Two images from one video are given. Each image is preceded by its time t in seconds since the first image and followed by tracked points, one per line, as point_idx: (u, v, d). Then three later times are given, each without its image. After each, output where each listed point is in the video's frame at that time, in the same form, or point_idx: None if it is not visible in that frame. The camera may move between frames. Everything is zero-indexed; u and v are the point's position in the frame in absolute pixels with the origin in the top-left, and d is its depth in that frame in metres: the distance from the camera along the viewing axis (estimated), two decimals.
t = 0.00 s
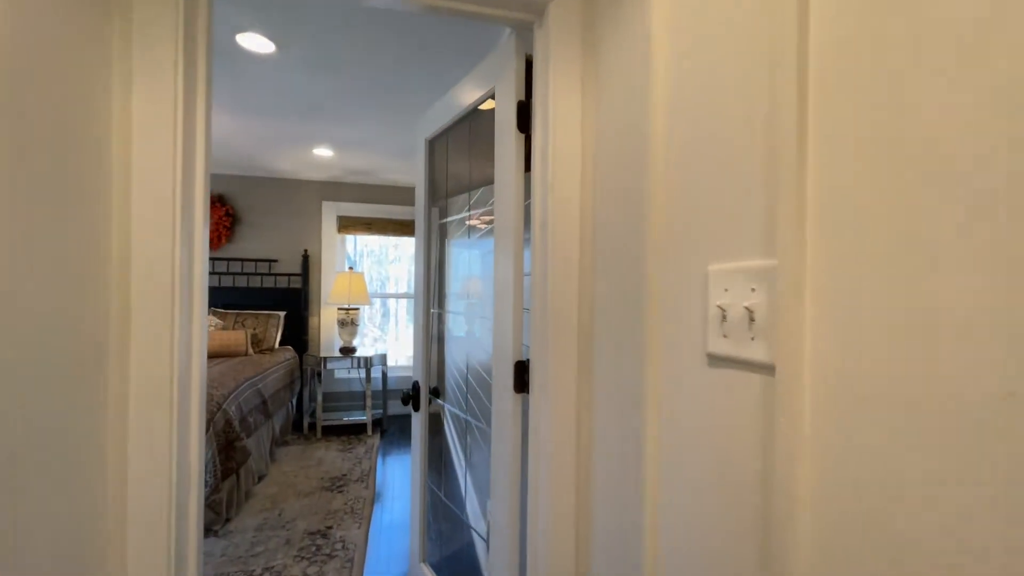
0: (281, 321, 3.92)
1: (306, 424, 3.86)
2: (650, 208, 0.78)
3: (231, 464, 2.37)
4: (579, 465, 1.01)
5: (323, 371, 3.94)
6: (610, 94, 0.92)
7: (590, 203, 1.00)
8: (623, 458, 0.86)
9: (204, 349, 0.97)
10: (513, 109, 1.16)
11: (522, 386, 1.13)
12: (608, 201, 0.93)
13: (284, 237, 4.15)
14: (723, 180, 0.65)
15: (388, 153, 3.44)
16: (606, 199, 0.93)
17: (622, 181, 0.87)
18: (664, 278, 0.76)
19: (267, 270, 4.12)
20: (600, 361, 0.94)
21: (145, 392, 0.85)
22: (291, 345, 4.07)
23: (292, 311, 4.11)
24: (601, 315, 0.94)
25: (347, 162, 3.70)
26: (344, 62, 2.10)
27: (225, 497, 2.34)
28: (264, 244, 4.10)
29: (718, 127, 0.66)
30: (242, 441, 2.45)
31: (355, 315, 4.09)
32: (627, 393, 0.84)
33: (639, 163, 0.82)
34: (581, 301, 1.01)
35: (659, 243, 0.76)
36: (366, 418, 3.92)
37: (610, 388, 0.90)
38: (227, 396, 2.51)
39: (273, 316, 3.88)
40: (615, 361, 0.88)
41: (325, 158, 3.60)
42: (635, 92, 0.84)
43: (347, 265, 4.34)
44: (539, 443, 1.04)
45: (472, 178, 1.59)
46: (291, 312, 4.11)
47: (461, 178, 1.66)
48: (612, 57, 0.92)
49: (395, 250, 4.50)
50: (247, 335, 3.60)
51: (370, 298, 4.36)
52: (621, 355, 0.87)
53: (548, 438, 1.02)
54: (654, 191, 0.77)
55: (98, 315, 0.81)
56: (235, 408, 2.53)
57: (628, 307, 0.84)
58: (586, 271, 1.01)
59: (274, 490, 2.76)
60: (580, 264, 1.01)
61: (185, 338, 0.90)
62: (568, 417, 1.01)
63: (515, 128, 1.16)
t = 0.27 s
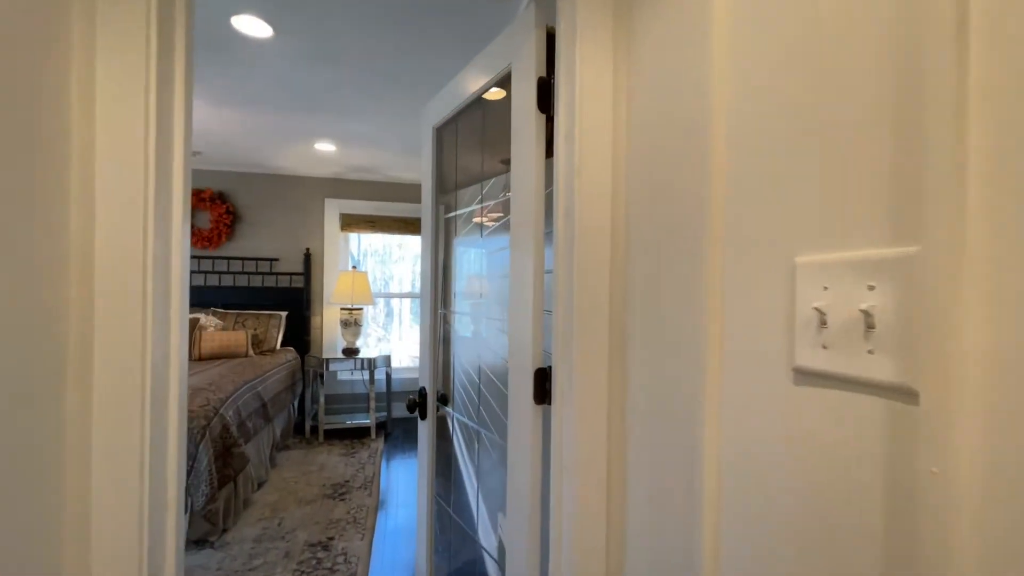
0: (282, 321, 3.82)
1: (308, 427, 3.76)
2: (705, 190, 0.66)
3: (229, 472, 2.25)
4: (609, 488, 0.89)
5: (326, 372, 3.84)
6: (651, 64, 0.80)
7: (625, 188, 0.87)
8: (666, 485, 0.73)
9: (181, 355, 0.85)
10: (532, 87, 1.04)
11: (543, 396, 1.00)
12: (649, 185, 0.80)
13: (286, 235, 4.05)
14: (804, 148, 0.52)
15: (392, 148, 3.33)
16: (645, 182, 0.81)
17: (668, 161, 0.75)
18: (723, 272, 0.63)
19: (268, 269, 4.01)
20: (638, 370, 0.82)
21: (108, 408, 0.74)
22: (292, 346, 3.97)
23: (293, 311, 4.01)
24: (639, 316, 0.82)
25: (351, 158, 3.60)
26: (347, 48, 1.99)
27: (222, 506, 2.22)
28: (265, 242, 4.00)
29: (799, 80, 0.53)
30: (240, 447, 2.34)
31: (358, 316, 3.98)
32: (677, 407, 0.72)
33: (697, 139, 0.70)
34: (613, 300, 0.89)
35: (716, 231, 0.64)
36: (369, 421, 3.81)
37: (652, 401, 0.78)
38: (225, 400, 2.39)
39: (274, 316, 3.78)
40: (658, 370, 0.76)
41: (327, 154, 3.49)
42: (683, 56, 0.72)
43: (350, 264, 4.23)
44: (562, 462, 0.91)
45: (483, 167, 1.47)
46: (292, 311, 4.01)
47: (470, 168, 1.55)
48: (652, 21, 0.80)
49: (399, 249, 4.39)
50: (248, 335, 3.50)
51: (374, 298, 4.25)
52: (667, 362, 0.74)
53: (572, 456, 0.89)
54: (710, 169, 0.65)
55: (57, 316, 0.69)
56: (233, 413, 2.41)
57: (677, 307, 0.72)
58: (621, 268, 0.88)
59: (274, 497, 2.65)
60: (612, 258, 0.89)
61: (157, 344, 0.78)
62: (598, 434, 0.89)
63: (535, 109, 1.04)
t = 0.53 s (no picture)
0: (284, 322, 3.72)
1: (310, 432, 3.65)
2: (787, 169, 0.53)
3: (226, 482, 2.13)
4: (648, 527, 0.76)
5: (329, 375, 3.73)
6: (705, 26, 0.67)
7: (670, 175, 0.75)
8: (727, 531, 0.61)
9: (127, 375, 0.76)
10: (557, 61, 0.91)
11: (568, 413, 0.88)
12: (703, 169, 0.68)
13: (289, 234, 3.95)
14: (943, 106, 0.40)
15: (397, 143, 3.21)
16: (698, 165, 0.69)
17: (732, 141, 0.62)
18: (816, 273, 0.51)
19: (270, 269, 3.91)
20: (690, 387, 0.69)
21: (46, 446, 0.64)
22: (294, 348, 3.87)
23: (296, 312, 3.91)
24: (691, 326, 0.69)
25: (355, 155, 3.50)
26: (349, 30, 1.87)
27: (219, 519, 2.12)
28: (268, 241, 3.90)
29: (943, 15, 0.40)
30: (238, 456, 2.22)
31: (362, 317, 3.85)
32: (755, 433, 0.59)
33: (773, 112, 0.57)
34: (656, 307, 0.77)
35: (804, 218, 0.52)
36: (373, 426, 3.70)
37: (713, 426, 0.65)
38: (222, 406, 2.28)
39: (276, 317, 3.68)
40: (718, 390, 0.63)
41: (330, 150, 3.39)
42: (752, 12, 0.59)
43: (354, 264, 4.12)
44: (593, 492, 0.79)
45: (495, 158, 1.35)
46: (295, 313, 3.91)
47: (481, 159, 1.43)
48: None
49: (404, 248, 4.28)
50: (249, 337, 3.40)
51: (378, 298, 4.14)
52: (732, 378, 0.62)
53: (606, 488, 0.77)
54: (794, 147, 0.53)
55: None
56: (230, 419, 2.30)
57: (746, 314, 0.59)
58: (667, 269, 0.75)
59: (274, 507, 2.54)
60: (654, 258, 0.77)
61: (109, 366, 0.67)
62: (636, 460, 0.77)
63: (560, 85, 0.91)
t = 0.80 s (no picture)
0: (287, 323, 3.61)
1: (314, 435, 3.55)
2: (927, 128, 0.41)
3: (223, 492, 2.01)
4: (707, 572, 0.63)
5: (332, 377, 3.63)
6: None
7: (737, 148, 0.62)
8: None
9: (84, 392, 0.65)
10: (591, 23, 0.79)
11: (603, 432, 0.75)
12: (789, 137, 0.55)
13: (292, 233, 3.85)
14: None
15: (402, 137, 3.10)
16: (779, 134, 0.56)
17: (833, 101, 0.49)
18: (981, 263, 0.38)
19: (273, 268, 3.81)
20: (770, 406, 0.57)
21: None
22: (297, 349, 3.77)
23: (299, 312, 3.80)
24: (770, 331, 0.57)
25: (359, 150, 3.40)
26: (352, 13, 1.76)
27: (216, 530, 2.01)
28: (270, 239, 3.80)
29: None
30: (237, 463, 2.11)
31: (366, 317, 3.64)
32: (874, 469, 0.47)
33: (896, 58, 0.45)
34: (718, 307, 0.64)
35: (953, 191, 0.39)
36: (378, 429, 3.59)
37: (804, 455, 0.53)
38: (220, 411, 2.17)
39: (279, 317, 3.57)
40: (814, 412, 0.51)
41: (334, 145, 3.28)
42: None
43: (358, 262, 4.02)
44: (638, 526, 0.67)
45: (514, 144, 1.23)
46: (298, 313, 3.80)
47: (498, 146, 1.31)
48: None
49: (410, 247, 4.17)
50: (251, 338, 3.30)
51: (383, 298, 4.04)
52: (837, 398, 0.49)
53: (656, 525, 0.64)
54: (944, 97, 0.40)
55: None
56: (229, 425, 2.19)
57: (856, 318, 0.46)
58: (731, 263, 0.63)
59: (275, 515, 2.44)
60: (715, 250, 0.64)
61: (55, 381, 0.55)
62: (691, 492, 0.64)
63: (595, 51, 0.78)
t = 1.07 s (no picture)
0: (288, 325, 3.49)
1: (316, 441, 3.44)
2: None
3: (218, 505, 1.89)
4: None
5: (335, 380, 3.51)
6: None
7: (840, 113, 0.50)
8: None
9: (29, 417, 0.53)
10: None
11: (658, 461, 0.63)
12: (925, 92, 0.43)
13: (293, 231, 3.74)
14: None
15: (407, 131, 2.98)
16: (911, 89, 0.44)
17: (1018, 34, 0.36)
18: None
19: (274, 268, 3.70)
20: (895, 440, 0.44)
21: None
22: (299, 351, 3.65)
23: (301, 314, 3.69)
24: (895, 343, 0.44)
25: (363, 145, 3.28)
26: None
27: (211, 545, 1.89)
28: (271, 238, 3.69)
29: None
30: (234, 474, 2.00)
31: (370, 319, 3.57)
32: None
33: None
34: (814, 312, 0.52)
35: None
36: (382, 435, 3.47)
37: (952, 508, 0.40)
38: (216, 419, 2.05)
39: (279, 319, 3.45)
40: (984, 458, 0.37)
41: (336, 140, 3.17)
42: None
43: (362, 262, 3.90)
44: None
45: (541, 124, 1.12)
46: (300, 314, 3.69)
47: (521, 129, 1.20)
48: None
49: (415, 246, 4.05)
50: (251, 341, 3.18)
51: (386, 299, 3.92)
52: (1013, 437, 0.37)
53: None
54: None
55: None
56: (225, 433, 2.07)
57: None
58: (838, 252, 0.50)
59: (274, 528, 2.32)
60: (810, 240, 0.52)
61: None
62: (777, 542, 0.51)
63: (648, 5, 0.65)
